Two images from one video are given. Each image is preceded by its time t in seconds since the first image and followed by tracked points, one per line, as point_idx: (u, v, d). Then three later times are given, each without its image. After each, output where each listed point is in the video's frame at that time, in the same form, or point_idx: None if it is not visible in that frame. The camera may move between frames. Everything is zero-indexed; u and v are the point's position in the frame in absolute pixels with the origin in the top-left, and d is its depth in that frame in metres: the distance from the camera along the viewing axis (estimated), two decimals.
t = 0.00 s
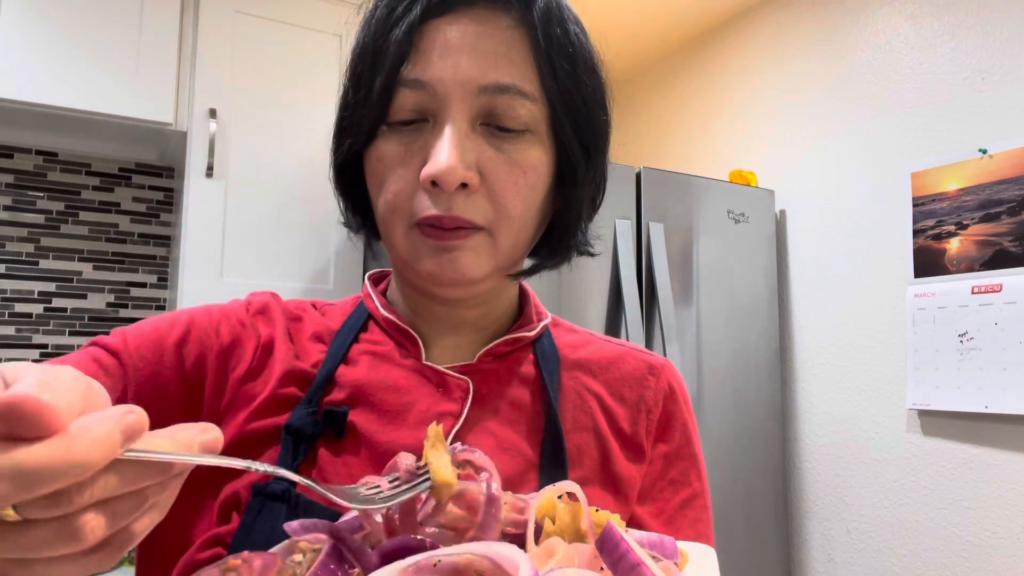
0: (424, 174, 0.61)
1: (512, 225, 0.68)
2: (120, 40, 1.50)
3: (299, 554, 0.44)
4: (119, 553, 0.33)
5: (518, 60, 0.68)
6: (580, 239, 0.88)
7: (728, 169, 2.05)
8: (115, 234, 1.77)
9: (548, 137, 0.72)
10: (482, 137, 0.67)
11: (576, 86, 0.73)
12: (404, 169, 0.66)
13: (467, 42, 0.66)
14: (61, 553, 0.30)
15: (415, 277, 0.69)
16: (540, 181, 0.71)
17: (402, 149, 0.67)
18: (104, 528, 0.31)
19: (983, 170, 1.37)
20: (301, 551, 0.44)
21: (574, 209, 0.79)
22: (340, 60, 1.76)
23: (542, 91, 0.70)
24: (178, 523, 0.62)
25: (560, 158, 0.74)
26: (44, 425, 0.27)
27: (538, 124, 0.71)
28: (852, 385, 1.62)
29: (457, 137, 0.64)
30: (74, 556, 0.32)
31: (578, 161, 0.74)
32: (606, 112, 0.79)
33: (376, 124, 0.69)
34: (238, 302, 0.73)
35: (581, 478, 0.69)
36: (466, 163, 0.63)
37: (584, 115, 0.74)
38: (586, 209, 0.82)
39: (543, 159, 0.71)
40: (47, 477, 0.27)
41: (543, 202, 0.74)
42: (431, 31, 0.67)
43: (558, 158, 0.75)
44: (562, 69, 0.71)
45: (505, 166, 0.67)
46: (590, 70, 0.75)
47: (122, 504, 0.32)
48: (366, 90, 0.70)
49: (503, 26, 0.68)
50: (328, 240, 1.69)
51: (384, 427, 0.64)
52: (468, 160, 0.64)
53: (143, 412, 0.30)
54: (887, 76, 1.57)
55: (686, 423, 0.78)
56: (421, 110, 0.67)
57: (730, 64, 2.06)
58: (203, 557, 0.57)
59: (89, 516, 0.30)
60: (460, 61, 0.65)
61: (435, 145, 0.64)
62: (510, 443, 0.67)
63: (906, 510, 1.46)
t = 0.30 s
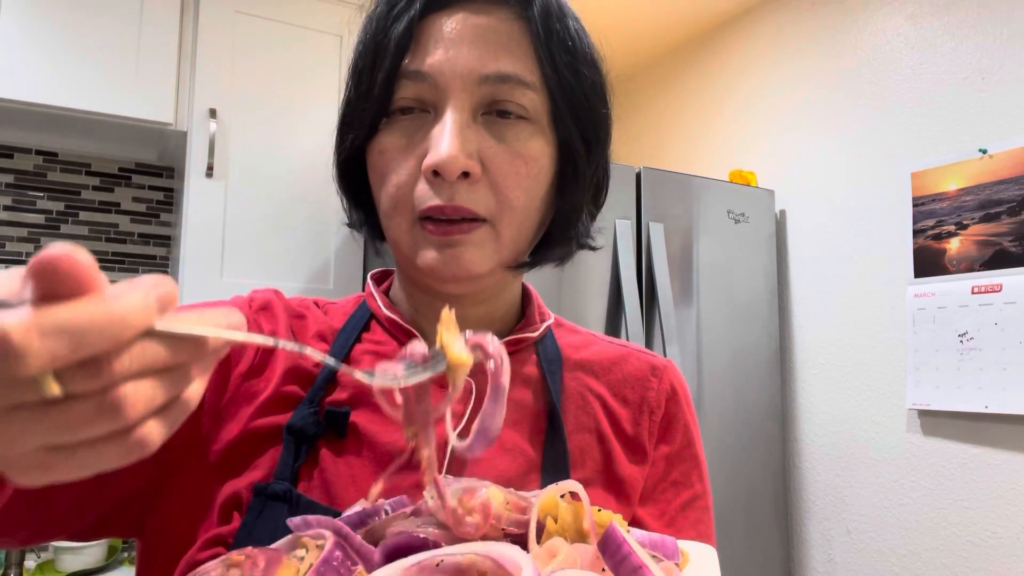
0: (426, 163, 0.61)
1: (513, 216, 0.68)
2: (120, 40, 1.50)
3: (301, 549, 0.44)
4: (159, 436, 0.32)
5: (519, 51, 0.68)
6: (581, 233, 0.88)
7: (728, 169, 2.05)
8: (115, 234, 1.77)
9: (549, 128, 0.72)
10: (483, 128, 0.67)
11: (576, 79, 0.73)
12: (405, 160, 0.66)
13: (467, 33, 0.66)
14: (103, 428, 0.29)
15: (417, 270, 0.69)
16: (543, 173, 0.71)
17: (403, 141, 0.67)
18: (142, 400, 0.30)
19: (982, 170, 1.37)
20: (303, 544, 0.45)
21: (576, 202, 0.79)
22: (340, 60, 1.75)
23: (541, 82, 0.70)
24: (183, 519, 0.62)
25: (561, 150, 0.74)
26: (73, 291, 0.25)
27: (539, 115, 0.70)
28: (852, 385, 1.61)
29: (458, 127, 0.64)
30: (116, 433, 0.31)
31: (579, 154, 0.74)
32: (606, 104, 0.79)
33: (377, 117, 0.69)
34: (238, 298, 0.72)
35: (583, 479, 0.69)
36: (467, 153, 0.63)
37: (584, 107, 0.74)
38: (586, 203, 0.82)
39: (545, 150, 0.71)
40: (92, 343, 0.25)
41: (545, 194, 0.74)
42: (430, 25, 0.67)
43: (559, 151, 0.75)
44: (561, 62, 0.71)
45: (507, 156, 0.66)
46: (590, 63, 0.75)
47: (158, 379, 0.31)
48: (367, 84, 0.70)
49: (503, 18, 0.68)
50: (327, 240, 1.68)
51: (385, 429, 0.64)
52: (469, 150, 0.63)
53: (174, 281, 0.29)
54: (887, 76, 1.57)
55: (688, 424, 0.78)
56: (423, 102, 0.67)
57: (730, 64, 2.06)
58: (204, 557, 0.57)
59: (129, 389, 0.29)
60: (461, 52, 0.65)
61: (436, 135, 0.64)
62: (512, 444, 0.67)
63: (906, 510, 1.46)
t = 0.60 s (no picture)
0: (429, 155, 0.60)
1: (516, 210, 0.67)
2: (121, 41, 1.50)
3: (319, 507, 0.45)
4: (179, 305, 0.33)
5: (524, 47, 0.68)
6: (583, 232, 0.88)
7: (728, 169, 2.04)
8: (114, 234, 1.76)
9: (553, 125, 0.72)
10: (487, 121, 0.66)
11: (582, 76, 0.74)
12: (408, 152, 0.65)
13: (473, 27, 0.66)
14: (122, 287, 0.31)
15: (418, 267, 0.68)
16: (546, 169, 0.70)
17: (405, 134, 0.67)
18: (164, 264, 0.31)
19: (982, 170, 1.37)
20: (320, 502, 0.46)
21: (578, 201, 0.79)
22: (340, 61, 1.75)
23: (549, 79, 0.71)
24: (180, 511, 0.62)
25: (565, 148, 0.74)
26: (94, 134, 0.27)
27: (543, 111, 0.70)
28: (851, 385, 1.61)
29: (463, 119, 0.63)
30: (136, 297, 0.32)
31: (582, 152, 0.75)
32: (609, 105, 0.79)
33: (380, 109, 0.69)
34: (237, 295, 0.74)
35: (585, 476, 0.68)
36: (472, 146, 0.62)
37: (588, 105, 0.75)
38: (589, 201, 0.82)
39: (548, 146, 0.70)
40: (115, 186, 0.27)
41: (549, 191, 0.73)
42: (436, 19, 0.67)
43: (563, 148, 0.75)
44: (568, 60, 0.72)
45: (511, 150, 0.66)
46: (594, 65, 0.76)
47: (176, 246, 0.31)
48: (372, 76, 0.70)
49: (509, 14, 0.68)
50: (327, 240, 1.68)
51: (385, 427, 0.64)
52: (474, 143, 0.63)
53: (185, 147, 0.30)
54: (888, 76, 1.57)
55: (688, 420, 0.78)
56: (427, 94, 0.67)
57: (730, 63, 2.06)
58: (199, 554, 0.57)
59: (146, 248, 0.30)
60: (466, 45, 0.65)
61: (440, 127, 0.63)
62: (513, 442, 0.66)
63: (906, 510, 1.46)
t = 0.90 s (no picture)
0: (431, 150, 0.59)
1: (518, 207, 0.67)
2: (120, 41, 1.49)
3: (330, 470, 0.45)
4: (200, 275, 0.37)
5: (528, 40, 0.68)
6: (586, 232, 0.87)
7: (728, 169, 2.04)
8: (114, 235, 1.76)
9: (557, 120, 0.71)
10: (491, 116, 0.65)
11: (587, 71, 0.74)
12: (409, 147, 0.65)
13: (476, 20, 0.65)
14: (146, 258, 0.34)
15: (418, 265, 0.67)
16: (550, 165, 0.70)
17: (406, 128, 0.66)
18: (188, 236, 0.34)
19: (982, 170, 1.36)
20: (331, 466, 0.45)
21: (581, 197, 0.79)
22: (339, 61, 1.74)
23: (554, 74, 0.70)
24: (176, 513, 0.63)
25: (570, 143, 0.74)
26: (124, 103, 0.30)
27: (547, 105, 0.70)
28: (851, 385, 1.61)
29: (466, 113, 0.62)
30: (162, 267, 0.35)
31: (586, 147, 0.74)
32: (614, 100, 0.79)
33: (382, 103, 0.69)
34: (235, 292, 0.74)
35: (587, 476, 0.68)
36: (476, 140, 0.61)
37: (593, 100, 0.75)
38: (592, 198, 0.81)
39: (552, 141, 0.70)
40: (147, 156, 0.30)
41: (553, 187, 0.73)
42: (438, 12, 0.67)
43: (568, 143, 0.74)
44: (573, 54, 0.72)
45: (515, 145, 0.65)
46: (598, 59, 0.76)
47: (198, 218, 0.35)
48: (372, 70, 0.70)
49: (513, 7, 0.68)
50: (327, 241, 1.67)
51: (385, 427, 0.64)
52: (478, 137, 0.62)
53: (206, 122, 0.33)
54: (888, 76, 1.56)
55: (691, 418, 0.78)
56: (428, 87, 0.66)
57: (730, 64, 2.06)
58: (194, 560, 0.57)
59: (171, 219, 0.34)
60: (470, 38, 0.64)
61: (443, 121, 0.62)
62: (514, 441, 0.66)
63: (906, 510, 1.45)
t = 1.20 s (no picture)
0: (431, 130, 0.59)
1: (521, 192, 0.66)
2: (120, 40, 1.49)
3: (340, 457, 0.45)
4: (251, 262, 0.40)
5: (529, 20, 0.68)
6: (589, 222, 0.87)
7: (727, 169, 2.03)
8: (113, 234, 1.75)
9: (558, 101, 0.71)
10: (491, 97, 0.65)
11: (589, 53, 0.74)
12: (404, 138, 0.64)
13: None
14: (211, 248, 0.36)
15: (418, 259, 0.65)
16: (555, 147, 0.69)
17: (402, 110, 0.66)
18: (246, 227, 0.37)
19: (983, 170, 1.35)
20: (342, 452, 0.46)
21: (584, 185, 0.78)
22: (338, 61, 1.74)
23: (554, 54, 0.70)
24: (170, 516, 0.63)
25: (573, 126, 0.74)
26: (199, 103, 0.32)
27: (548, 86, 0.70)
28: (852, 385, 1.60)
29: (466, 93, 0.62)
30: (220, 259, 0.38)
31: (590, 131, 0.74)
32: (617, 84, 0.79)
33: (378, 85, 0.69)
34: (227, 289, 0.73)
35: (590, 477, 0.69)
36: (477, 121, 0.61)
37: (595, 81, 0.75)
38: (596, 185, 0.81)
39: (556, 123, 0.69)
40: (224, 154, 0.33)
41: (558, 172, 0.72)
42: None
43: (569, 126, 0.74)
44: (574, 34, 0.72)
45: (518, 125, 0.65)
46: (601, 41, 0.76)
47: (254, 209, 0.38)
48: (365, 54, 0.70)
49: None
50: (327, 241, 1.67)
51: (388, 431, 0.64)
52: (478, 117, 0.61)
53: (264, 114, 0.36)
54: (888, 76, 1.55)
55: (693, 417, 0.79)
56: (426, 68, 0.66)
57: (729, 63, 2.05)
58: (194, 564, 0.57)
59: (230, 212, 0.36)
60: (468, 16, 0.64)
61: (441, 101, 0.62)
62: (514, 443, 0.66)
63: (906, 510, 1.44)
